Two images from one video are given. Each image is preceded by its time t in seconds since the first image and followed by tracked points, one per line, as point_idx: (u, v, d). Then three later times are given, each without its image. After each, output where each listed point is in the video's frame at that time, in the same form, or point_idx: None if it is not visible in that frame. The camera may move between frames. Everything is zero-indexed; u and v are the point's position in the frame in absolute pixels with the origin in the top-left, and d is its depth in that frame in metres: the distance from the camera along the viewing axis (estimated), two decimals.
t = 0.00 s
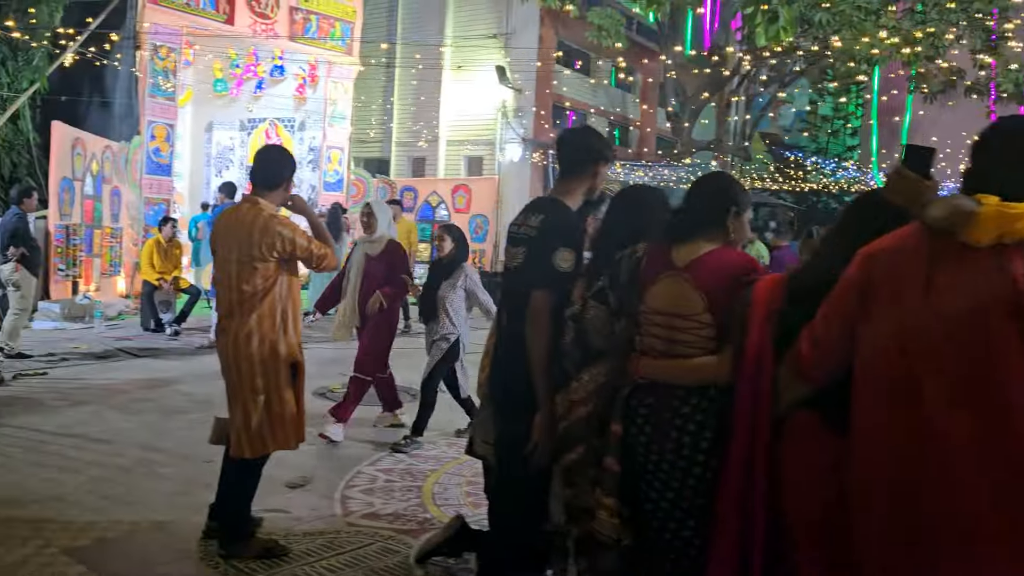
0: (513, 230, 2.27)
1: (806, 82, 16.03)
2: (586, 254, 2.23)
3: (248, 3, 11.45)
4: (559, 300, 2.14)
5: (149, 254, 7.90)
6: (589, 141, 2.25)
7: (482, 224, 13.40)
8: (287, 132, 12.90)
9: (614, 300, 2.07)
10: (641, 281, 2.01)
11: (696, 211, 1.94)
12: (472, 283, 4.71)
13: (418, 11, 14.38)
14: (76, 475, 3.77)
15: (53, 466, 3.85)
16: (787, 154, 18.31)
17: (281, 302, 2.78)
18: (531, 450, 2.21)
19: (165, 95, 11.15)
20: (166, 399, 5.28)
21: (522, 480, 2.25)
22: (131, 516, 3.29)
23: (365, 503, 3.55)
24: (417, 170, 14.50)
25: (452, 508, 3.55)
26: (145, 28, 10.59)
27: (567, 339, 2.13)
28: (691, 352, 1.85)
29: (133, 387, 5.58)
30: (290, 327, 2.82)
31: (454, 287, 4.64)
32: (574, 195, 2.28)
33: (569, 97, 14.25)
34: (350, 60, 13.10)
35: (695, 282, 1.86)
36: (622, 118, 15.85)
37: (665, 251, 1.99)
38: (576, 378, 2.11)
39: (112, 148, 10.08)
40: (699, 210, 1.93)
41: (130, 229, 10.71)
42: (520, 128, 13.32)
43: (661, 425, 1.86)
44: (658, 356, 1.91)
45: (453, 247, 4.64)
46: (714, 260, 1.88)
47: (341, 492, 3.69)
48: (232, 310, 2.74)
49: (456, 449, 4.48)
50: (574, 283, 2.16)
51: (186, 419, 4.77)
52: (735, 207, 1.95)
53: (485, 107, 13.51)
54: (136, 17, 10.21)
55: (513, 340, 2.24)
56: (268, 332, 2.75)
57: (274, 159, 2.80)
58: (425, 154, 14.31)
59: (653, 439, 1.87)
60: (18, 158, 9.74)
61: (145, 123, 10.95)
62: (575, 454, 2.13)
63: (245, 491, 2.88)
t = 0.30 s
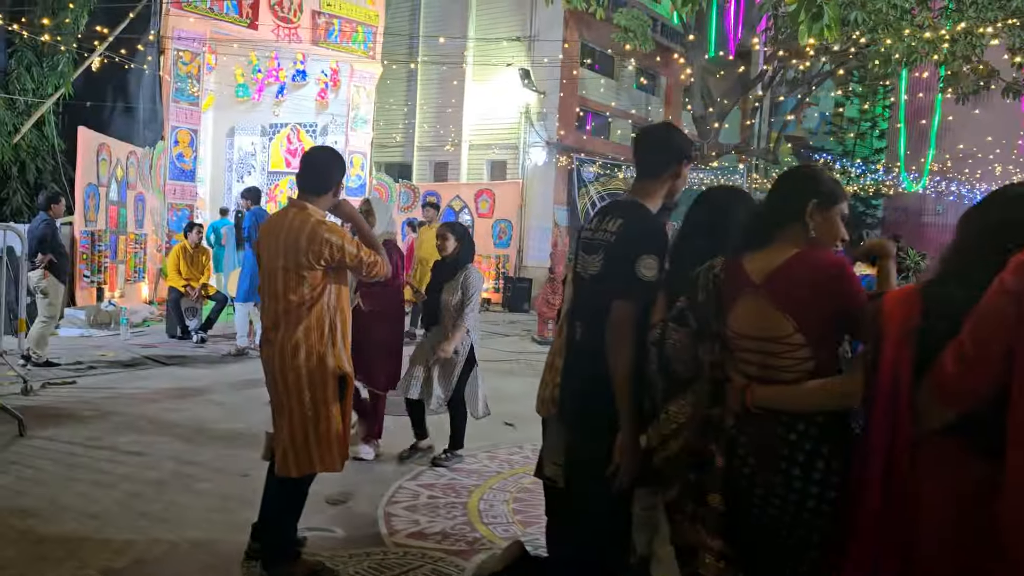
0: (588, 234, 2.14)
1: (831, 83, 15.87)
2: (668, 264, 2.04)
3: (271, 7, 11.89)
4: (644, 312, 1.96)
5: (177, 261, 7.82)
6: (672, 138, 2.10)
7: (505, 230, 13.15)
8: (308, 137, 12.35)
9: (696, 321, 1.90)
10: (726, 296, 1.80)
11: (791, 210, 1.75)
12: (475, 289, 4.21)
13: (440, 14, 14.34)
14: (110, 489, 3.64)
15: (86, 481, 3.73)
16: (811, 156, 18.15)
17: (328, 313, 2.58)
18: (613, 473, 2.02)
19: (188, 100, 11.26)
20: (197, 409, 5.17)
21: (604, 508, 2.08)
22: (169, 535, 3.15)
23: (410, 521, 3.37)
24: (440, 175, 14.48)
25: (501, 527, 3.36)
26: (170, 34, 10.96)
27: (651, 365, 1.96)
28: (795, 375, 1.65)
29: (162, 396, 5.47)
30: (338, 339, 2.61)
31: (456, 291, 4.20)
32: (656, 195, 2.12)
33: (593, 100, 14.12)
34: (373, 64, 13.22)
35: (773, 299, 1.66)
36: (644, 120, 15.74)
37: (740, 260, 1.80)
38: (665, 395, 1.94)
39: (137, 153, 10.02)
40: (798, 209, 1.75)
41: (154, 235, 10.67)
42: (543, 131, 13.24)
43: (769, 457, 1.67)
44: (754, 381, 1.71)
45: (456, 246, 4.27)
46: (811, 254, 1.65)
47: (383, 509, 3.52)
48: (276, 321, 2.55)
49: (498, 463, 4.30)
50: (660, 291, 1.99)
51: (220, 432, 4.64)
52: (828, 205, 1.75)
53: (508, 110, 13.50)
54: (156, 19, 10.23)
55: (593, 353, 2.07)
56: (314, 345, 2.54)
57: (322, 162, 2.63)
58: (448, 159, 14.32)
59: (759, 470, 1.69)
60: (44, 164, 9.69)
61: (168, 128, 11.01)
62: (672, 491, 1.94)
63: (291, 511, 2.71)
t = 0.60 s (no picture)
0: (652, 247, 1.97)
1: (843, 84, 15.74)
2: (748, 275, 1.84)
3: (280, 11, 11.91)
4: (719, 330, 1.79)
5: (187, 269, 7.66)
6: (747, 141, 1.93)
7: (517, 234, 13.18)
8: (317, 141, 12.53)
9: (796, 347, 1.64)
10: (821, 313, 1.57)
11: (884, 220, 1.52)
12: (458, 307, 3.78)
13: (450, 17, 14.22)
14: (124, 511, 3.46)
15: (99, 502, 3.55)
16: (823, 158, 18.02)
17: (367, 329, 2.42)
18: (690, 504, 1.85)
19: (198, 104, 10.92)
20: (212, 423, 5.00)
21: (677, 544, 1.89)
22: (190, 563, 2.98)
23: (444, 546, 3.20)
24: (450, 179, 14.37)
25: (539, 552, 3.19)
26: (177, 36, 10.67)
27: (740, 396, 1.77)
28: (914, 402, 1.44)
29: (175, 408, 5.30)
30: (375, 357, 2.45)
31: (437, 309, 3.76)
32: (728, 203, 1.95)
33: (604, 103, 13.97)
34: (383, 67, 12.98)
35: (873, 327, 1.46)
36: (655, 123, 15.60)
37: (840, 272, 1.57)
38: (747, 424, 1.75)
39: (146, 158, 9.86)
40: (898, 218, 1.50)
41: (162, 241, 10.53)
42: (555, 135, 13.04)
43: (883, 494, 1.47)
44: (867, 412, 1.49)
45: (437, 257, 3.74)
46: (916, 267, 1.43)
47: (414, 532, 3.34)
48: (311, 339, 2.39)
49: (528, 481, 4.12)
50: (739, 309, 1.80)
51: (236, 447, 4.47)
52: (932, 205, 1.47)
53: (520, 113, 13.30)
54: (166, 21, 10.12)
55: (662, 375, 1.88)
56: (352, 364, 2.38)
57: (357, 167, 2.45)
58: (458, 163, 14.18)
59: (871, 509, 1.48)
60: (51, 169, 9.54)
61: (177, 132, 10.76)
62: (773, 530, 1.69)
63: (326, 540, 2.53)
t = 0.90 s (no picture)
0: (717, 249, 1.79)
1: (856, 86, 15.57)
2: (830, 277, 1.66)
3: (287, 11, 12.07)
4: (801, 338, 1.61)
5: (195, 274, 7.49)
6: (822, 132, 1.76)
7: (527, 238, 13.03)
8: (325, 145, 11.99)
9: (919, 361, 1.56)
10: (953, 330, 1.54)
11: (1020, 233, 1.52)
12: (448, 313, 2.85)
13: (459, 19, 14.08)
14: (132, 528, 3.28)
15: (105, 518, 3.37)
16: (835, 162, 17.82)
17: (399, 338, 2.26)
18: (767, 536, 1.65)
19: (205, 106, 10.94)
20: (222, 433, 4.83)
21: None
22: None
23: (471, 568, 3.01)
24: (458, 183, 14.18)
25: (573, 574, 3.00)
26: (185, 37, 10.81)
27: (845, 415, 1.64)
28: None
29: (183, 417, 5.12)
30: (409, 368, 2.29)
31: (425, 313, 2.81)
32: (802, 201, 1.76)
33: (615, 105, 13.81)
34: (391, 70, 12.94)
35: (1011, 344, 1.45)
36: (666, 126, 15.42)
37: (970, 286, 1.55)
38: (843, 443, 1.65)
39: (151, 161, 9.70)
40: None
41: (169, 245, 10.38)
42: (566, 137, 12.84)
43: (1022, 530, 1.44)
44: (999, 439, 1.48)
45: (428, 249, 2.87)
46: None
47: (438, 552, 3.15)
48: (338, 349, 2.22)
49: (555, 495, 3.94)
50: (824, 316, 1.63)
51: (249, 460, 4.29)
52: None
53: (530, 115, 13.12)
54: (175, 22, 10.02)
55: (735, 391, 1.70)
56: (383, 376, 2.22)
57: (388, 164, 2.31)
58: (467, 166, 14.01)
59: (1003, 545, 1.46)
60: (55, 173, 9.40)
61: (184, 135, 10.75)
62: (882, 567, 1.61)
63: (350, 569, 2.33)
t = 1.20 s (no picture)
0: (788, 263, 1.56)
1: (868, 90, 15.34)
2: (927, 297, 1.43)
3: (294, 8, 11.33)
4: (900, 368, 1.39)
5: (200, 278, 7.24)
6: (914, 127, 1.53)
7: (537, 242, 12.85)
8: (331, 146, 12.25)
9: None
10: None
11: None
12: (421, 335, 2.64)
13: (467, 19, 13.86)
14: (129, 556, 3.05)
15: (101, 545, 3.14)
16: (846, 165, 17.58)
17: (423, 360, 2.04)
18: None
19: (209, 107, 10.71)
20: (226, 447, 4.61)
21: None
22: None
23: None
24: (466, 185, 13.96)
25: None
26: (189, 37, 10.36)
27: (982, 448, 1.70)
28: None
29: (186, 430, 4.91)
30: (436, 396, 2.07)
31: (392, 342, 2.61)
32: (892, 208, 1.54)
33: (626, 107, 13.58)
34: (399, 72, 12.69)
35: None
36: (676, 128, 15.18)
37: None
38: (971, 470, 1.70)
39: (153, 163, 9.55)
40: None
41: (171, 248, 10.20)
42: (577, 140, 12.57)
43: None
44: None
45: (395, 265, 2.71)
46: None
47: None
48: (357, 370, 2.02)
49: (579, 518, 3.72)
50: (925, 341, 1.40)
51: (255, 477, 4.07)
52: None
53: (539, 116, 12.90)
54: (179, 20, 9.76)
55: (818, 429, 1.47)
56: (405, 402, 2.00)
57: (407, 165, 2.10)
58: (475, 168, 13.78)
59: None
60: (57, 174, 9.25)
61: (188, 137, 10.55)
62: None
63: None
